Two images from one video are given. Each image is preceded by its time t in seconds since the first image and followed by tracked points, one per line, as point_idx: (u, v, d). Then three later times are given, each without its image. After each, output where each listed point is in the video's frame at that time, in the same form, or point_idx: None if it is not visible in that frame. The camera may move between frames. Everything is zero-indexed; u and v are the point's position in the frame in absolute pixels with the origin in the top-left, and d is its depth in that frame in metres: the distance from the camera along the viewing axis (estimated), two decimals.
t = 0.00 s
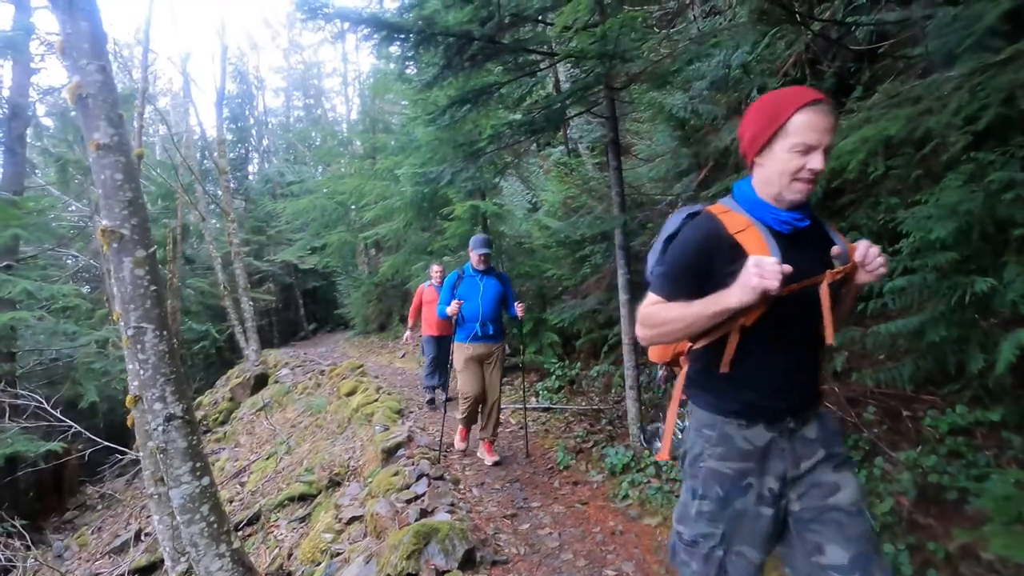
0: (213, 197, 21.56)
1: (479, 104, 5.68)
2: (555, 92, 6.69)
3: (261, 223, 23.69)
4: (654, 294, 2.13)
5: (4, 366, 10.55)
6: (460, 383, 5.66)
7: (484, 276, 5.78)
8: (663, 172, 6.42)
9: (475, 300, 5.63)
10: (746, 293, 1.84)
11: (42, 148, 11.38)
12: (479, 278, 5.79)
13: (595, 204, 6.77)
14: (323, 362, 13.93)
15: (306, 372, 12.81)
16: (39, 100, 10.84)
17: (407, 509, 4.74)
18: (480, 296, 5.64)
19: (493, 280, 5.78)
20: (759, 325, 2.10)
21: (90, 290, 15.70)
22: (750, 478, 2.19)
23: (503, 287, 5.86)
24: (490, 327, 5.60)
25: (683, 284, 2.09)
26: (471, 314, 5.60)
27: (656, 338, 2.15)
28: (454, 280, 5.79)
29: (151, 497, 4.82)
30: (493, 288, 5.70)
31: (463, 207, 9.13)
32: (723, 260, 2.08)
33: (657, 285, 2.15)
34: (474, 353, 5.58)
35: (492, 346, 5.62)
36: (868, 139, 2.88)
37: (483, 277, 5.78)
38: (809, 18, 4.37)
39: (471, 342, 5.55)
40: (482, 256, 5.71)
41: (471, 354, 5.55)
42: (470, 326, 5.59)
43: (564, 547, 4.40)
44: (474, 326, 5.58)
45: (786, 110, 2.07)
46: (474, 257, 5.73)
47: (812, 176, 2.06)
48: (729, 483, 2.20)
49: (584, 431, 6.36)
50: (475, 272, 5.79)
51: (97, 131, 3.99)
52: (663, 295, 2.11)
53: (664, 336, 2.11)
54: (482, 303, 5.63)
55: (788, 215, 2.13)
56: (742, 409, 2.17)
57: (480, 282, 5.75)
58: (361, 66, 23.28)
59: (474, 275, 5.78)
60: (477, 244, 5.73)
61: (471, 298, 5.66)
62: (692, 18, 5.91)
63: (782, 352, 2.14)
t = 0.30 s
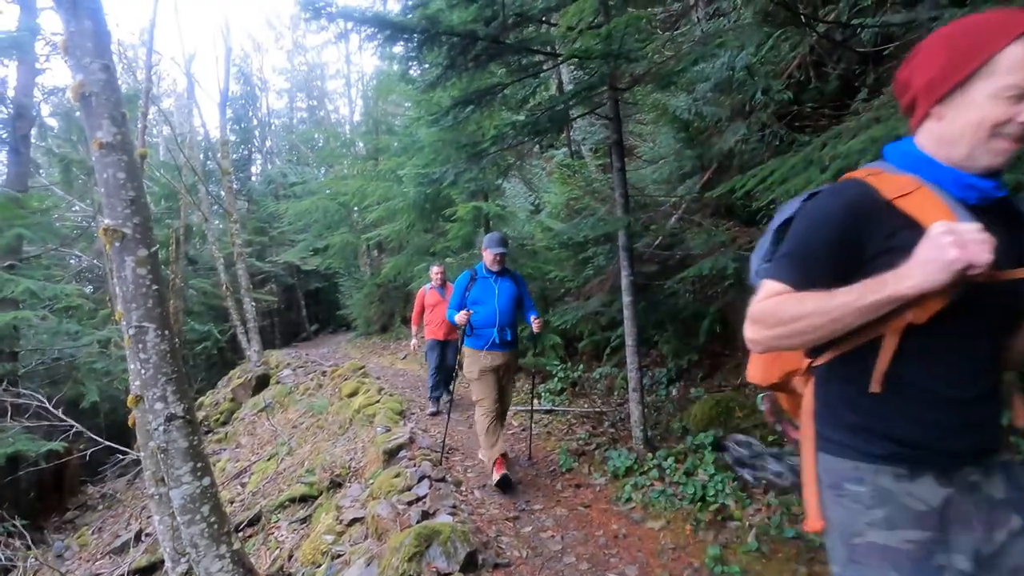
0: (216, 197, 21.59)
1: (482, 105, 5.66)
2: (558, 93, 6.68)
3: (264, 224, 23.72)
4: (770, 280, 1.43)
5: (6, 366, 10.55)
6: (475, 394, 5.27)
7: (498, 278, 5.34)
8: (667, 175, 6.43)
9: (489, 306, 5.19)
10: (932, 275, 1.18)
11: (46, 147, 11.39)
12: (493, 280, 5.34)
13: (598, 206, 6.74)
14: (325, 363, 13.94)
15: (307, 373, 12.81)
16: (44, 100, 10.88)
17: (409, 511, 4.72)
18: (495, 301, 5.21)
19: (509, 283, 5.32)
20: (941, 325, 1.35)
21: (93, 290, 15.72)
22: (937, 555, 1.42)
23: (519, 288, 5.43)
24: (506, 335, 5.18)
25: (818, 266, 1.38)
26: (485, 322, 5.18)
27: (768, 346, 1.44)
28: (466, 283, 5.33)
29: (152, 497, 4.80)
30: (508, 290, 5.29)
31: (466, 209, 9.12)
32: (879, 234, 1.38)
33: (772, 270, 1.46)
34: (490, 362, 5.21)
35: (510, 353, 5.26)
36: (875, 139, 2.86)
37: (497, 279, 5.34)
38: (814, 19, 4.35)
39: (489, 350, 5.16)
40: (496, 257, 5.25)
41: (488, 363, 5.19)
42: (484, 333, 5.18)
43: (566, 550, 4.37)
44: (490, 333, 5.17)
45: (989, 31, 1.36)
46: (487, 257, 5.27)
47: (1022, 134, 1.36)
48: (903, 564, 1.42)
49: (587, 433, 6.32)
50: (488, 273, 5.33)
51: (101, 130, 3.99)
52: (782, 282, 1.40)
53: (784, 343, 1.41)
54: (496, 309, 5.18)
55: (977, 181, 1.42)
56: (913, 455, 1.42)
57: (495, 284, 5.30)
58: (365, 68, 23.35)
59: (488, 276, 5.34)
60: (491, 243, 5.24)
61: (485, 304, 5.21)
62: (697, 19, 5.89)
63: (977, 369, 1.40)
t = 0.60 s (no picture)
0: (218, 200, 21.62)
1: (483, 108, 5.66)
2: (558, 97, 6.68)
3: (265, 228, 23.75)
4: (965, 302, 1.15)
5: (6, 369, 10.54)
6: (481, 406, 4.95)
7: (510, 279, 5.02)
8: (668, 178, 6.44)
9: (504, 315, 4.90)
10: None
11: (48, 150, 11.40)
12: (505, 282, 5.02)
13: (599, 209, 6.73)
14: (325, 366, 13.92)
15: (307, 376, 12.79)
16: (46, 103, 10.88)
17: (408, 515, 4.71)
18: (509, 307, 4.92)
19: (522, 287, 5.02)
20: None
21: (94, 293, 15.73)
22: None
23: (532, 289, 5.14)
24: (520, 341, 4.94)
25: None
26: (499, 331, 4.91)
27: (975, 399, 1.16)
28: (476, 286, 4.97)
29: (150, 500, 4.78)
30: (522, 293, 5.00)
31: (466, 212, 9.13)
32: None
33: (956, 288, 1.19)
34: (498, 371, 4.94)
35: (522, 360, 4.98)
36: (877, 142, 2.86)
37: (509, 281, 5.02)
38: (814, 23, 4.35)
39: (501, 358, 4.91)
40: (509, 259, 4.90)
41: (495, 372, 4.91)
42: (496, 340, 4.91)
43: (566, 555, 4.35)
44: (503, 340, 4.92)
45: None
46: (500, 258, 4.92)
47: None
48: None
49: (587, 438, 6.30)
50: (500, 274, 5.00)
51: (102, 133, 3.99)
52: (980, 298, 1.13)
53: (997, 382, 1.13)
54: (510, 316, 4.91)
55: None
56: None
57: (507, 287, 4.99)
58: (366, 72, 23.42)
59: (500, 278, 5.00)
60: (504, 244, 4.87)
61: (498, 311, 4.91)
62: (697, 24, 5.91)
63: None
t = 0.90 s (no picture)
0: (220, 204, 21.68)
1: (484, 114, 5.68)
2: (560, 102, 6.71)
3: (267, 231, 23.80)
4: None
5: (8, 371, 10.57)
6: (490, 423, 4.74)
7: (525, 286, 4.68)
8: (669, 183, 6.47)
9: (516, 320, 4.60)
10: None
11: (51, 154, 11.45)
12: (520, 288, 4.69)
13: (599, 214, 6.75)
14: (326, 370, 13.93)
15: (309, 379, 12.79)
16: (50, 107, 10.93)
17: (407, 520, 4.70)
18: (521, 315, 4.60)
19: (538, 294, 4.68)
20: None
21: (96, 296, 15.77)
22: None
23: (550, 297, 4.76)
24: (533, 354, 4.59)
25: None
26: (510, 338, 4.61)
27: None
28: (488, 291, 4.70)
29: (150, 504, 4.77)
30: (537, 302, 4.63)
31: (468, 216, 9.15)
32: None
33: None
34: (510, 389, 4.65)
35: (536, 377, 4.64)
36: (875, 149, 2.86)
37: (524, 288, 4.68)
38: (815, 29, 4.35)
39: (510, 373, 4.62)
40: (524, 262, 4.57)
41: (506, 390, 4.63)
42: (506, 353, 4.64)
43: (565, 561, 4.34)
44: (514, 351, 4.61)
45: None
46: (514, 262, 4.59)
47: None
48: None
49: (587, 443, 6.30)
50: (514, 280, 4.69)
51: (104, 138, 4.01)
52: None
53: None
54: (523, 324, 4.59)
55: None
56: None
57: (521, 294, 4.67)
58: (368, 76, 23.53)
59: (514, 284, 4.68)
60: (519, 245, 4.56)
61: (510, 317, 4.62)
62: (698, 30, 5.95)
63: None
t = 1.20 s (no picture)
0: (223, 207, 21.75)
1: (486, 117, 5.69)
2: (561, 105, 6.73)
3: (270, 234, 23.86)
4: None
5: (11, 373, 10.60)
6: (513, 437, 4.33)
7: (547, 283, 4.35)
8: (670, 187, 6.44)
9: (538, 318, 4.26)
10: None
11: (56, 156, 11.51)
12: (541, 286, 4.37)
13: (601, 218, 6.76)
14: (328, 372, 13.95)
15: (310, 382, 12.80)
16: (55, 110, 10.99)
17: (407, 524, 4.70)
18: (543, 314, 4.25)
19: (561, 293, 4.34)
20: None
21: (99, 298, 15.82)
22: None
23: (575, 297, 4.41)
24: (559, 356, 4.22)
25: None
26: (532, 337, 4.26)
27: None
28: (506, 288, 4.39)
29: (152, 506, 4.77)
30: (560, 301, 4.28)
31: (469, 220, 9.17)
32: None
33: None
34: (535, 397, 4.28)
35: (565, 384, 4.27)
36: (875, 155, 2.87)
37: (546, 286, 4.35)
38: (816, 33, 4.36)
39: (535, 379, 4.25)
40: (547, 257, 4.25)
41: (531, 398, 4.26)
42: (529, 357, 4.27)
43: (566, 565, 4.34)
44: (537, 354, 4.25)
45: None
46: (535, 256, 4.28)
47: None
48: None
49: (588, 446, 6.31)
50: (535, 277, 4.36)
51: (108, 142, 4.03)
52: None
53: None
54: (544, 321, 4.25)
55: None
56: None
57: (542, 292, 4.34)
58: (371, 79, 23.61)
59: (535, 281, 4.36)
60: (540, 237, 4.26)
61: (532, 315, 4.28)
62: (699, 34, 5.97)
63: None
